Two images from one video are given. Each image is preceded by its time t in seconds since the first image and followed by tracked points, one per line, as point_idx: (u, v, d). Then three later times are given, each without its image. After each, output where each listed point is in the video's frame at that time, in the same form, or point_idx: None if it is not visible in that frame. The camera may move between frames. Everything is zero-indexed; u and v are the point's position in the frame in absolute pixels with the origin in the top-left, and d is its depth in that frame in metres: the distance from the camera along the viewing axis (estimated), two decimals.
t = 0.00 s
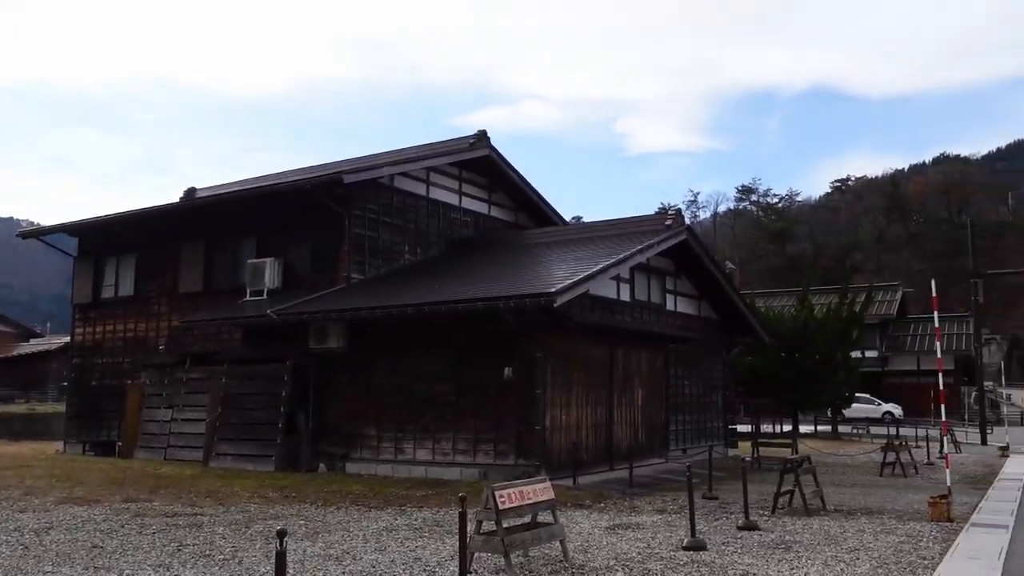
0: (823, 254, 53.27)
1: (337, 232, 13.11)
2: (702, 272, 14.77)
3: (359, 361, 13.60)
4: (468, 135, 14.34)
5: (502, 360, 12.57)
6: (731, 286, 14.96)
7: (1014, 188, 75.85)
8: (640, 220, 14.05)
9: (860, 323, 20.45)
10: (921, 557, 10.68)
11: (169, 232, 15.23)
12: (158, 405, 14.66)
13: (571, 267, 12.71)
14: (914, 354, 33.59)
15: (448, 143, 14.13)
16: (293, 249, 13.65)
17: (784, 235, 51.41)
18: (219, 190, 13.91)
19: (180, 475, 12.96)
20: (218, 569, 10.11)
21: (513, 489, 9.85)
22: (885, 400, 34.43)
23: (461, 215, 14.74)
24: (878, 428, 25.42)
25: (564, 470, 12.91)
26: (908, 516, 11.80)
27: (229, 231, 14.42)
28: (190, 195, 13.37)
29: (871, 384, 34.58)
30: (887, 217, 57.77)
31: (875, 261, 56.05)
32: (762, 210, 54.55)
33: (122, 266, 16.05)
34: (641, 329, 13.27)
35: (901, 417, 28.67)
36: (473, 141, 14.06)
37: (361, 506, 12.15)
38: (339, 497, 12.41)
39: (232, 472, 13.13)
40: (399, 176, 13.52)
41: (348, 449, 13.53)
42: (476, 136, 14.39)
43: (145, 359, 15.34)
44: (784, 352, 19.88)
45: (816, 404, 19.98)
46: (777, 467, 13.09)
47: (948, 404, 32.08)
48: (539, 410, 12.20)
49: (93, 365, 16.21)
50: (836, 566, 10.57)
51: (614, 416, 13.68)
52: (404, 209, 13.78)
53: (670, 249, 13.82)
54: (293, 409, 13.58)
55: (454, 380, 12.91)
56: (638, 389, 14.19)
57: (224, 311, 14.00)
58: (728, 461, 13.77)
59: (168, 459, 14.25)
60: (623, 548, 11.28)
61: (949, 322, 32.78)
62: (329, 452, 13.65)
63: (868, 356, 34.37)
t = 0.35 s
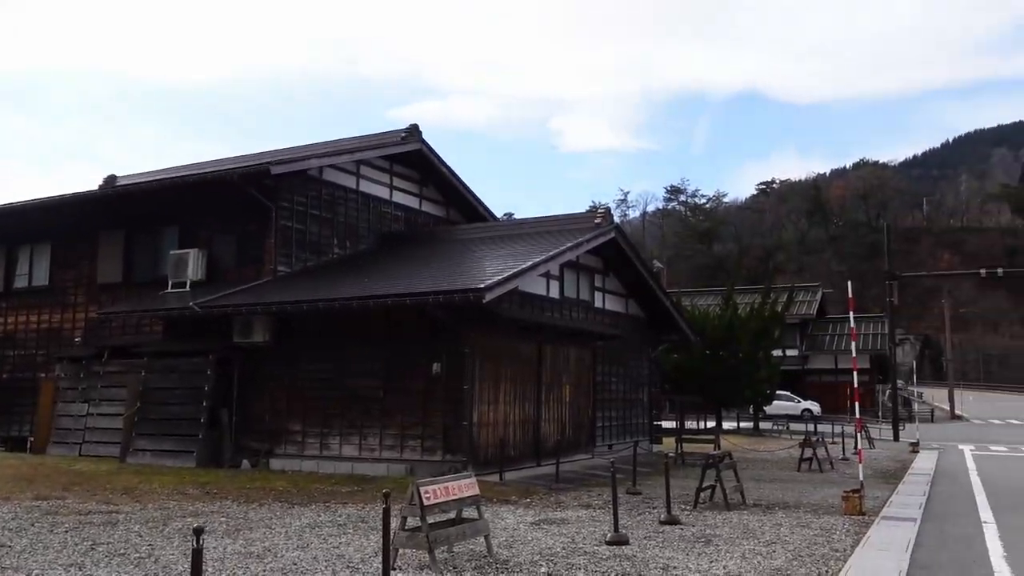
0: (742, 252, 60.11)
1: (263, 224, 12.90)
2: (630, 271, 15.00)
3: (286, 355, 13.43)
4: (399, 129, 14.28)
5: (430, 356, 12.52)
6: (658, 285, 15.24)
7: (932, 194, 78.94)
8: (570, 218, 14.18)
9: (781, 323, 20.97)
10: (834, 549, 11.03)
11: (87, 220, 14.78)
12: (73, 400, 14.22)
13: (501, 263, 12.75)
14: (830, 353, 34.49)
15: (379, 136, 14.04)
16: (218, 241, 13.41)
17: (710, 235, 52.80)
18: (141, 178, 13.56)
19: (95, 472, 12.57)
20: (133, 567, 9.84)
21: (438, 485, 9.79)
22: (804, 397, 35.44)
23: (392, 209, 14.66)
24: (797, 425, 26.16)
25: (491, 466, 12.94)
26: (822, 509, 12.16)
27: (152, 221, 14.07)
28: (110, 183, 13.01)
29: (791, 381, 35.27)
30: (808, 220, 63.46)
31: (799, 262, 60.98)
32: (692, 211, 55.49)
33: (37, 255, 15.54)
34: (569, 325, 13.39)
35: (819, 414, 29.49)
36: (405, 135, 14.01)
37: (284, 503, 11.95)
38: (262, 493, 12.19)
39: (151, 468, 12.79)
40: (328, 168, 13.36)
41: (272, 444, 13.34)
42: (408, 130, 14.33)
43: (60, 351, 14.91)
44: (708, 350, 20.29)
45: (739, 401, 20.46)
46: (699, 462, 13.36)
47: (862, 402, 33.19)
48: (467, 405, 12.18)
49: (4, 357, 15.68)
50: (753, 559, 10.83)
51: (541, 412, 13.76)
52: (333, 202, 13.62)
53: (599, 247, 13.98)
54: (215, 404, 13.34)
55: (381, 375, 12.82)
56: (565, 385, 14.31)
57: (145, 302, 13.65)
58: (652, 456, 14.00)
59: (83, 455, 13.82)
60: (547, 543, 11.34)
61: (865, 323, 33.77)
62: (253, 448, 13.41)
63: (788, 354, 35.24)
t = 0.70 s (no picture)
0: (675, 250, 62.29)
1: (193, 216, 12.63)
2: (565, 268, 15.11)
3: (215, 350, 13.19)
4: (334, 122, 14.13)
5: (363, 352, 12.42)
6: (591, 283, 15.39)
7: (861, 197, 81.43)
8: (506, 214, 14.20)
9: (712, 321, 21.32)
10: (758, 543, 11.28)
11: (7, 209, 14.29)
12: None
13: (436, 259, 12.69)
14: (758, 351, 35.15)
15: (314, 129, 13.87)
16: (146, 233, 13.11)
17: (644, 234, 53.54)
18: (65, 167, 13.17)
19: (12, 470, 12.15)
20: (50, 568, 9.51)
21: (367, 482, 9.64)
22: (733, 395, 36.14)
23: (326, 203, 14.50)
24: (726, 422, 26.66)
25: (424, 462, 12.88)
26: (748, 504, 12.42)
27: (76, 211, 13.69)
28: (31, 171, 12.59)
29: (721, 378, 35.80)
30: (740, 220, 65.54)
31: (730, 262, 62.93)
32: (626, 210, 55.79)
33: None
34: (503, 322, 13.41)
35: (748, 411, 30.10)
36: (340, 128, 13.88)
37: (210, 500, 11.69)
38: (188, 491, 11.90)
39: (72, 466, 12.39)
40: (260, 160, 13.12)
41: (200, 441, 13.08)
42: (343, 123, 14.18)
43: None
44: (641, 347, 20.55)
45: (669, 399, 20.79)
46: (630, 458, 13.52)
47: (789, 399, 33.98)
48: (400, 402, 12.10)
49: None
50: (680, 553, 11.00)
51: (475, 409, 13.77)
52: (266, 195, 13.39)
53: (534, 244, 14.04)
54: (140, 399, 13.05)
55: (313, 371, 12.67)
56: (499, 382, 14.34)
57: (67, 294, 13.26)
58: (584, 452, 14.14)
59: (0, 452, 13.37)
60: (478, 539, 11.33)
61: (792, 322, 34.59)
62: (180, 445, 13.13)
63: (718, 352, 35.82)
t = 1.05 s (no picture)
0: (611, 252, 62.04)
1: (120, 208, 12.29)
2: (501, 267, 15.15)
3: (141, 347, 12.88)
4: (268, 115, 13.92)
5: (295, 349, 12.25)
6: (528, 282, 15.46)
7: (794, 200, 83.55)
8: (443, 212, 14.16)
9: (646, 321, 21.62)
10: (687, 539, 11.46)
11: None
12: None
13: (371, 256, 12.58)
14: (691, 350, 35.68)
15: (247, 122, 13.64)
16: (71, 225, 12.74)
17: (579, 233, 54.65)
18: None
19: None
20: None
21: (297, 480, 9.35)
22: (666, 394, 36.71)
23: (259, 198, 14.29)
24: (659, 420, 27.01)
25: (357, 461, 12.77)
26: (678, 500, 12.62)
27: None
28: None
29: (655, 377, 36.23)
30: (675, 220, 66.82)
31: (665, 261, 64.08)
32: (564, 211, 56.46)
33: None
34: (439, 320, 13.37)
35: (680, 410, 30.63)
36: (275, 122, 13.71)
37: (134, 500, 11.35)
38: (111, 491, 11.57)
39: None
40: (192, 152, 12.85)
41: (125, 439, 12.76)
42: (278, 117, 13.99)
43: None
44: (576, 346, 20.71)
45: (603, 397, 21.04)
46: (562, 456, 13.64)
47: (721, 397, 34.61)
48: (334, 400, 11.95)
49: None
50: (611, 550, 11.11)
51: (409, 407, 13.70)
52: (198, 188, 13.11)
53: (470, 242, 14.04)
54: (62, 396, 12.71)
55: (244, 368, 12.45)
56: (434, 380, 14.30)
57: None
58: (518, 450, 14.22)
59: None
60: (410, 538, 11.25)
61: (724, 322, 35.35)
62: (104, 443, 12.78)
63: (652, 350, 36.26)
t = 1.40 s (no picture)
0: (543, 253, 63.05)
1: (39, 200, 11.86)
2: (434, 266, 15.12)
3: (59, 344, 12.48)
4: (197, 107, 13.62)
5: (222, 347, 12.01)
6: (461, 281, 15.47)
7: (727, 204, 85.40)
8: (376, 210, 14.06)
9: (578, 321, 21.84)
10: (615, 536, 11.59)
11: None
12: None
13: (302, 252, 12.40)
14: (622, 351, 36.15)
15: (175, 114, 13.32)
16: None
17: (514, 233, 54.78)
18: None
19: None
20: None
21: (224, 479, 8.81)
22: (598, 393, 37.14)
23: (187, 192, 13.97)
24: (589, 419, 27.29)
25: (285, 461, 12.58)
26: (607, 499, 12.76)
27: None
28: None
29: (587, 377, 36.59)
30: (607, 221, 68.36)
31: (597, 262, 65.81)
32: (501, 212, 56.86)
33: None
34: (371, 318, 13.27)
35: (612, 409, 31.04)
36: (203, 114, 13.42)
37: (50, 503, 10.93)
38: (26, 493, 11.15)
39: None
40: (115, 144, 12.48)
41: (41, 440, 12.34)
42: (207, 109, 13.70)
43: None
44: (508, 345, 20.80)
45: (535, 397, 21.19)
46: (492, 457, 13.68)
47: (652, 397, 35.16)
48: (261, 399, 11.75)
49: None
50: (540, 548, 11.16)
51: (340, 407, 13.57)
52: (122, 181, 12.74)
53: (403, 240, 13.98)
54: None
55: (168, 366, 12.15)
56: (366, 379, 14.20)
57: None
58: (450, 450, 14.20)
59: None
60: (338, 538, 11.00)
61: (655, 322, 35.99)
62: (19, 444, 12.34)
63: (584, 350, 36.63)
